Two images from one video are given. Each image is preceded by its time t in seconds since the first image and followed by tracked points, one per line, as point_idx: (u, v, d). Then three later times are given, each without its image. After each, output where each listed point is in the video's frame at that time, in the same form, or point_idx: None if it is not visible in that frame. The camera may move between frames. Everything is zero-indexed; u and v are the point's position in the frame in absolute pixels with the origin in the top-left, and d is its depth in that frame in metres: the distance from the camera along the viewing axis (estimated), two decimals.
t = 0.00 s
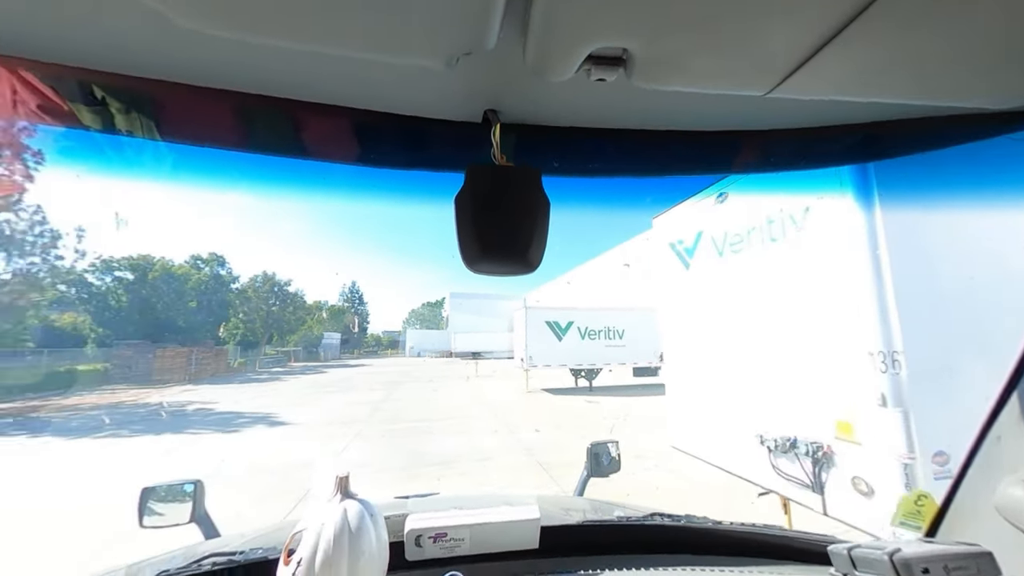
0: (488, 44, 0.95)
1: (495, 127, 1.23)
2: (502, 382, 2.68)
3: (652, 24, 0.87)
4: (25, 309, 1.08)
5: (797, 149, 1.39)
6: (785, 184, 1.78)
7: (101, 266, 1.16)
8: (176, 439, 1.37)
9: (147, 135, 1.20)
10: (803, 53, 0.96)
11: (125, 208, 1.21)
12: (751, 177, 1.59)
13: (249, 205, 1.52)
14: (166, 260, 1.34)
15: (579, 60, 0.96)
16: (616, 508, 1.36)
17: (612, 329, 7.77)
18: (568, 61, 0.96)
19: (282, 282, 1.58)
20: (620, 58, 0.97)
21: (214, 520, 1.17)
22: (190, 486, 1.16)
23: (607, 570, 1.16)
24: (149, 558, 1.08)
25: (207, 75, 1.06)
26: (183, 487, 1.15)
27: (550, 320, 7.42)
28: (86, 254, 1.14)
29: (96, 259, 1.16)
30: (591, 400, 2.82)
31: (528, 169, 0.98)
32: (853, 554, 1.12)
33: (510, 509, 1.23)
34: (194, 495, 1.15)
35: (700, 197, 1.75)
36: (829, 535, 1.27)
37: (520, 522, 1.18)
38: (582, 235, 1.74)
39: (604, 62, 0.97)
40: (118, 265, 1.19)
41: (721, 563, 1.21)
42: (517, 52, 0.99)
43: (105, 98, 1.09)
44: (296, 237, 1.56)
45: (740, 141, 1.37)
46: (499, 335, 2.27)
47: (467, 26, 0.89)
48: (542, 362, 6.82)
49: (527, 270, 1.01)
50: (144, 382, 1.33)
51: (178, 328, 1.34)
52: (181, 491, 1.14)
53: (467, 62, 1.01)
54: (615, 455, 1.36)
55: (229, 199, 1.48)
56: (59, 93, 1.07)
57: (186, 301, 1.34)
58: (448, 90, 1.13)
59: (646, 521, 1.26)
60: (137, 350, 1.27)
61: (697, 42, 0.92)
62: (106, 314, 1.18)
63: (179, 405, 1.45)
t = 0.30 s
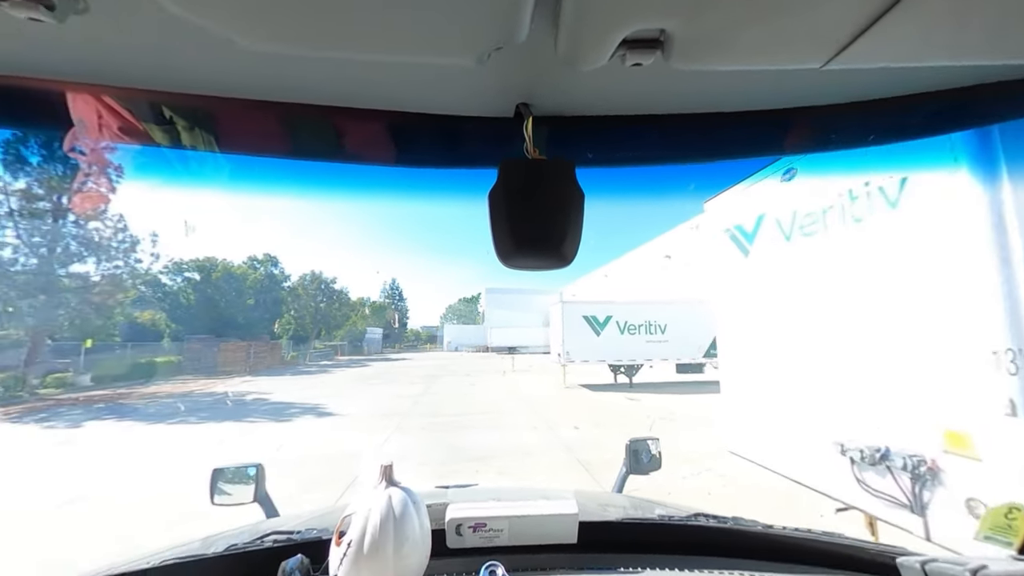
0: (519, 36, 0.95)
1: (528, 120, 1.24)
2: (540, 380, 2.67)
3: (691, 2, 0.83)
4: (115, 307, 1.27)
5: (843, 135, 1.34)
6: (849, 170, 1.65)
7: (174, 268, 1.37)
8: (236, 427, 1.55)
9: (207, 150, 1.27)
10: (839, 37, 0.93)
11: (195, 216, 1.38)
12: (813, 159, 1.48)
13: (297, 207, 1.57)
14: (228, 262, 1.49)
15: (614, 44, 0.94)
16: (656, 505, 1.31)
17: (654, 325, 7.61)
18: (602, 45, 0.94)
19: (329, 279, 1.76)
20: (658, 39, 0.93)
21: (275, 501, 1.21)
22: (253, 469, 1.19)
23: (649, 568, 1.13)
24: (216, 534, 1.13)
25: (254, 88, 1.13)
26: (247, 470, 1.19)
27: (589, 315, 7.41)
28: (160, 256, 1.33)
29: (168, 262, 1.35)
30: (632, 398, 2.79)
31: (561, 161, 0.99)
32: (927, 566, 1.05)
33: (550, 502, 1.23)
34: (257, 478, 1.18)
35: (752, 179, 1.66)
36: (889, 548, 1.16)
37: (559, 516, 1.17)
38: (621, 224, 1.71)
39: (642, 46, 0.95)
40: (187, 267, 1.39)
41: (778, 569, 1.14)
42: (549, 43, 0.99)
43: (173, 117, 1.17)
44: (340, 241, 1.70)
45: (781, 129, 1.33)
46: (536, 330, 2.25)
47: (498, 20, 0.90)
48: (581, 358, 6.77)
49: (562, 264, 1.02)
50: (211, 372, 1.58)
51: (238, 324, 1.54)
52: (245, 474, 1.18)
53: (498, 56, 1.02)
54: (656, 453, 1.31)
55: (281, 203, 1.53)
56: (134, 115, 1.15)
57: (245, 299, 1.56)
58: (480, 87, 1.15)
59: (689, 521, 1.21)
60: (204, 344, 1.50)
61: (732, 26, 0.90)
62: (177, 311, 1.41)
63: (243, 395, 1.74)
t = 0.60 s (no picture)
0: (551, 29, 0.96)
1: (563, 112, 1.24)
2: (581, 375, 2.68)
3: None
4: (188, 305, 1.56)
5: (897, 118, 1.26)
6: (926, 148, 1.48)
7: (236, 268, 1.50)
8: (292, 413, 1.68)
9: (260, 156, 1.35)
10: (883, 23, 0.90)
11: (254, 220, 1.51)
12: (900, 132, 1.33)
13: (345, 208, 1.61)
14: (283, 261, 1.61)
15: (656, 23, 0.91)
16: (703, 508, 1.26)
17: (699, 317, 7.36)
18: (642, 21, 0.91)
19: (371, 276, 1.76)
20: (700, 18, 0.91)
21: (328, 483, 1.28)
22: (309, 452, 1.26)
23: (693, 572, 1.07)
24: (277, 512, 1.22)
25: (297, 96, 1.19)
26: (303, 453, 1.26)
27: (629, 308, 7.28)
28: (224, 257, 1.47)
29: (231, 261, 1.48)
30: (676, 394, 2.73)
31: (600, 155, 0.98)
32: None
33: (594, 498, 1.21)
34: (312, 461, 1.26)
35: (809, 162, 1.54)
36: (981, 568, 1.00)
37: (600, 514, 1.15)
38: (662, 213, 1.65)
39: (682, 25, 0.92)
40: (247, 266, 1.52)
41: None
42: (584, 30, 0.99)
43: (231, 129, 1.26)
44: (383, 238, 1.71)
45: (827, 116, 1.27)
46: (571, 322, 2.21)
47: (527, 16, 0.91)
48: (623, 352, 6.69)
49: (599, 257, 1.03)
50: (271, 363, 1.78)
51: (292, 318, 1.73)
52: (301, 455, 1.25)
53: (531, 49, 1.03)
54: (702, 452, 1.26)
55: (331, 204, 1.59)
56: (199, 129, 1.25)
57: (299, 296, 1.69)
58: (513, 83, 1.16)
59: (738, 525, 1.14)
60: (262, 337, 1.73)
61: (767, 8, 0.87)
62: (241, 307, 1.61)
63: (297, 385, 1.84)
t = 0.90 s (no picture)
0: (589, 15, 0.96)
1: (602, 100, 1.23)
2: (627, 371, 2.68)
3: None
4: (250, 300, 1.65)
5: (971, 96, 1.17)
6: None
7: (291, 266, 1.64)
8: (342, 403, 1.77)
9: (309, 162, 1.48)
10: None
11: (307, 221, 1.67)
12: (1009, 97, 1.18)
13: (388, 209, 1.73)
14: (331, 259, 1.70)
15: None
16: (755, 514, 1.22)
17: (753, 313, 7.05)
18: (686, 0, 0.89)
19: (414, 272, 1.81)
20: None
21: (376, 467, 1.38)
22: (359, 439, 1.36)
23: None
24: (334, 491, 1.34)
25: (343, 100, 1.24)
26: (354, 439, 1.36)
27: (677, 304, 7.08)
28: (281, 257, 1.62)
29: (287, 261, 1.63)
30: (728, 395, 2.65)
31: (640, 144, 0.97)
32: None
33: (640, 497, 1.20)
34: (362, 448, 1.34)
35: (877, 142, 1.38)
36: None
37: (643, 513, 1.13)
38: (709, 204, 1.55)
39: None
40: (301, 265, 1.66)
41: None
42: (625, 15, 0.97)
43: (289, 137, 1.39)
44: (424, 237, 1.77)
45: (882, 100, 1.20)
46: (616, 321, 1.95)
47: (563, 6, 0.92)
48: (668, 347, 6.46)
49: (642, 250, 1.01)
50: (322, 356, 1.86)
51: (342, 313, 1.75)
52: (352, 442, 1.35)
53: (569, 38, 1.03)
54: (755, 456, 1.22)
55: (376, 205, 1.71)
56: (262, 139, 1.40)
57: (347, 292, 1.74)
58: (551, 79, 1.17)
59: (793, 534, 1.10)
60: (316, 331, 1.75)
61: None
62: (297, 304, 1.68)
63: (348, 375, 1.92)
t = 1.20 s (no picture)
0: None
1: (650, 83, 1.18)
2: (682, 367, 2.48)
3: None
4: (315, 295, 1.75)
5: None
6: None
7: (349, 263, 1.73)
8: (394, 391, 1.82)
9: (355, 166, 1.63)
10: None
11: (363, 222, 1.78)
12: None
13: (433, 207, 1.83)
14: (385, 256, 1.85)
15: None
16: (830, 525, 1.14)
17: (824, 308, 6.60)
18: None
19: (462, 266, 1.84)
20: None
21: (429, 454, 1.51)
22: (412, 427, 1.46)
23: None
24: (392, 475, 1.47)
25: (390, 104, 1.31)
26: (408, 427, 1.46)
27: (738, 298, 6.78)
28: (342, 254, 1.72)
29: (346, 258, 1.73)
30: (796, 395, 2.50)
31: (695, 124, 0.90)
32: None
33: (693, 498, 1.17)
34: (417, 435, 1.45)
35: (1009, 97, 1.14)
36: None
37: (697, 514, 1.11)
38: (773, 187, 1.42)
39: None
40: (358, 262, 1.76)
41: None
42: None
43: (349, 142, 1.52)
44: (470, 235, 1.84)
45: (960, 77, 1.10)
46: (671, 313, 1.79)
47: None
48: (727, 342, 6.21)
49: (696, 238, 0.95)
50: (377, 346, 1.97)
51: (396, 307, 1.88)
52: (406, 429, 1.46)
53: (615, 19, 0.98)
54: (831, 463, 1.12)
55: (423, 204, 1.82)
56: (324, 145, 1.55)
57: (400, 287, 1.87)
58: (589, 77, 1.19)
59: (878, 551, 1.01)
60: (372, 324, 1.89)
61: None
62: (355, 298, 1.78)
63: (399, 365, 1.96)
